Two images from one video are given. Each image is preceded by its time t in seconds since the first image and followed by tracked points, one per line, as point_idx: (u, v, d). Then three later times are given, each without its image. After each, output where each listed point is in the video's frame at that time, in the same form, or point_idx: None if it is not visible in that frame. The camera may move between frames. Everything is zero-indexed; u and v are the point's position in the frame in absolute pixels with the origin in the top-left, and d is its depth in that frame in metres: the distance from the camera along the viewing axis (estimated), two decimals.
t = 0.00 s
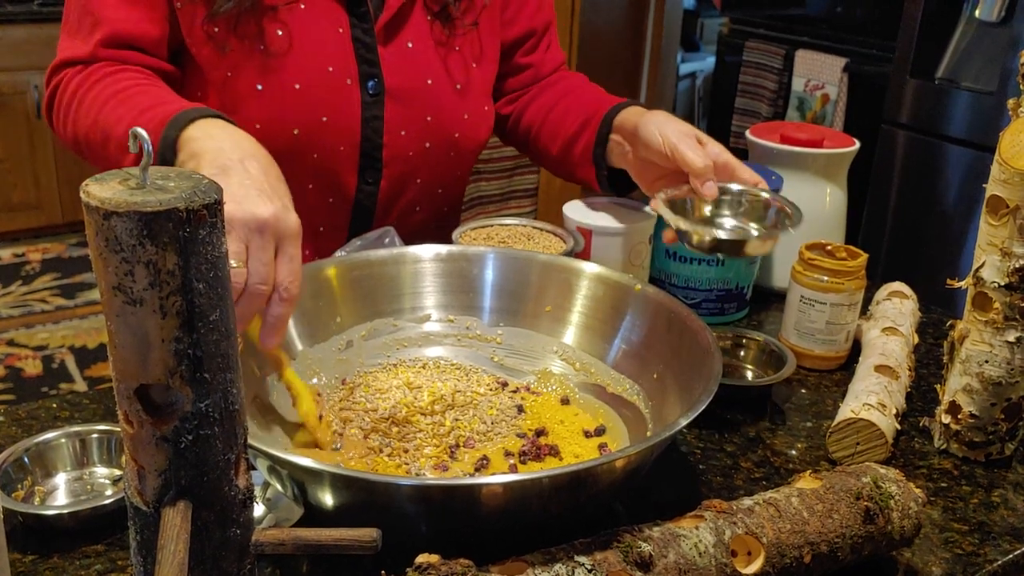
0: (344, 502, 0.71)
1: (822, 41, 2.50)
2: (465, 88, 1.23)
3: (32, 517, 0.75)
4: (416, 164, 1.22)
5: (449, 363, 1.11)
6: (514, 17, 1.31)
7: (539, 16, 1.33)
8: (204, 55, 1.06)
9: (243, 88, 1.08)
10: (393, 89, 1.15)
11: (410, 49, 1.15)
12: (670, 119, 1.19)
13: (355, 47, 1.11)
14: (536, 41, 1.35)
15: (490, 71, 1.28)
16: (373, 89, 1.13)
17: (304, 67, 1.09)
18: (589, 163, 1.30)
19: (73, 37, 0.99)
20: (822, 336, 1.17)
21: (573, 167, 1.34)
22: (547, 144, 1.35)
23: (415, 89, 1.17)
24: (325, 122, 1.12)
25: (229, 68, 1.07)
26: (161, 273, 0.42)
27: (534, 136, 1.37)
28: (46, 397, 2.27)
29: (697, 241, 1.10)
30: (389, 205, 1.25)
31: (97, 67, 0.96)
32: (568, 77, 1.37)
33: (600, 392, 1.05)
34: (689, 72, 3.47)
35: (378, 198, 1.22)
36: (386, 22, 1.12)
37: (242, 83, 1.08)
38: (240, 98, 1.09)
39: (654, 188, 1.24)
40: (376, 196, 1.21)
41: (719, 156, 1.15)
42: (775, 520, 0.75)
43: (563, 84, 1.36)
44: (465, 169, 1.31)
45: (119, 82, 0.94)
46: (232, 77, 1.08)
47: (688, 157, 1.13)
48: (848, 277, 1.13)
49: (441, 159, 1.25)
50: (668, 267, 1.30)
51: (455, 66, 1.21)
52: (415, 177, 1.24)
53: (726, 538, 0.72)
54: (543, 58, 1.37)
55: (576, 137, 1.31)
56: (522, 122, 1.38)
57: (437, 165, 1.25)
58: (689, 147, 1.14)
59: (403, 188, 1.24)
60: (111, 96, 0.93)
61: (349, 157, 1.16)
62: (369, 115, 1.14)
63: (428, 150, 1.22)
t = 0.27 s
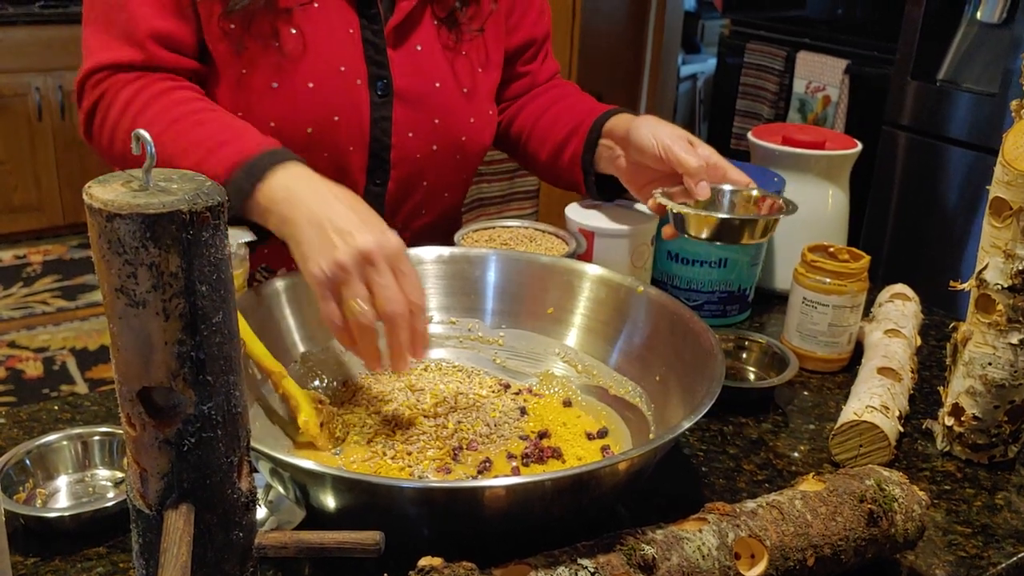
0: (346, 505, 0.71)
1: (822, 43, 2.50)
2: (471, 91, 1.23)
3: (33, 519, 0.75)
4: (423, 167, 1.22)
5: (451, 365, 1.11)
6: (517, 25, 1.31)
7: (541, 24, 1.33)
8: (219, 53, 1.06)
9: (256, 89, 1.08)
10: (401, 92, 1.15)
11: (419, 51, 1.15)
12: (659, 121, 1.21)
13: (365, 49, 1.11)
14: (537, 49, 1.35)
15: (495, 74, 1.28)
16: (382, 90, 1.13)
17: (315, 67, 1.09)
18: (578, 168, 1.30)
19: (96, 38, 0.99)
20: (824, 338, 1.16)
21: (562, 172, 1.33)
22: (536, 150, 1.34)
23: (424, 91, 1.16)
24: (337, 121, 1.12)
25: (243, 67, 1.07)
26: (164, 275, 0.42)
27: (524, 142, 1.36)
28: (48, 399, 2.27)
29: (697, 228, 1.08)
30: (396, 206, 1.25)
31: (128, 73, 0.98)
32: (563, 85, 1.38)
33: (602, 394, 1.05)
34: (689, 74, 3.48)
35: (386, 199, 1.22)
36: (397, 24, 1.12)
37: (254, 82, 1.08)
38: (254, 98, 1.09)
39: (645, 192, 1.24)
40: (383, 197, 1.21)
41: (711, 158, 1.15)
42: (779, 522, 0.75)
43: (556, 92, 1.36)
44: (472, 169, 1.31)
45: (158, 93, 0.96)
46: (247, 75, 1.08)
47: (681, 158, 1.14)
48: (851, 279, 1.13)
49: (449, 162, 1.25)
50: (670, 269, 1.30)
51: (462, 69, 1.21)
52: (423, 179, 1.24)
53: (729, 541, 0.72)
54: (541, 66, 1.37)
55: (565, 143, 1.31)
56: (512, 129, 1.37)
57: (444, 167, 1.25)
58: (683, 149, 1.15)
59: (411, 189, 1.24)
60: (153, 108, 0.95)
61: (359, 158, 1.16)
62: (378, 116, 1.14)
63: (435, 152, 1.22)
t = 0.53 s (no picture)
0: (346, 506, 0.71)
1: (823, 43, 2.50)
2: (483, 94, 1.24)
3: (33, 520, 0.75)
4: (436, 169, 1.23)
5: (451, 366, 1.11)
6: (520, 27, 1.32)
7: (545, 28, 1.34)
8: (251, 55, 1.05)
9: (280, 87, 1.07)
10: (417, 94, 1.15)
11: (434, 55, 1.16)
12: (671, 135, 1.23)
13: (380, 52, 1.11)
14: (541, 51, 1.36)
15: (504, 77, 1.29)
16: (398, 92, 1.13)
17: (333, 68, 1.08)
18: (578, 171, 1.31)
19: (129, 34, 0.97)
20: (825, 339, 1.16)
21: (561, 177, 1.35)
22: (535, 154, 1.37)
23: (438, 94, 1.17)
24: (360, 122, 1.12)
25: (270, 67, 1.06)
26: (164, 276, 0.42)
27: (524, 146, 1.38)
28: (47, 400, 2.26)
29: (703, 232, 1.07)
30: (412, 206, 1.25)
31: (161, 75, 0.97)
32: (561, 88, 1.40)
33: (603, 395, 1.04)
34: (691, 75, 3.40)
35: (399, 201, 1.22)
36: (413, 28, 1.13)
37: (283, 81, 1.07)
38: (279, 97, 1.08)
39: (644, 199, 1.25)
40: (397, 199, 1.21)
41: (715, 169, 1.17)
42: (781, 524, 0.75)
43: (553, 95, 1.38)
44: (482, 171, 1.32)
45: (194, 104, 0.96)
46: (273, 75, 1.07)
47: (688, 166, 1.17)
48: (852, 279, 1.13)
49: (460, 163, 1.25)
50: (670, 270, 1.30)
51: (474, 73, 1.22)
52: (436, 181, 1.24)
53: (731, 542, 0.72)
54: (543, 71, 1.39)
55: (565, 148, 1.33)
56: (511, 133, 1.39)
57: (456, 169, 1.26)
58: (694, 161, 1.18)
59: (424, 192, 1.24)
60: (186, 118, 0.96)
61: (377, 159, 1.16)
62: (395, 118, 1.14)
63: (448, 154, 1.23)
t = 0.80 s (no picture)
0: (344, 507, 0.71)
1: (822, 43, 2.50)
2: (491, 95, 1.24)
3: (30, 521, 0.75)
4: (443, 170, 1.23)
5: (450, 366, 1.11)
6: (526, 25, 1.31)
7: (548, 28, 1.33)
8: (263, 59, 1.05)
9: (290, 90, 1.07)
10: (424, 95, 1.15)
11: (442, 55, 1.16)
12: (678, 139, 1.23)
13: (391, 52, 1.11)
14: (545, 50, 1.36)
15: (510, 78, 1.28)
16: (407, 93, 1.13)
17: (345, 68, 1.08)
18: (582, 172, 1.31)
19: (139, 37, 0.96)
20: (824, 339, 1.16)
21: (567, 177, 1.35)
22: (540, 155, 1.37)
23: (445, 95, 1.17)
24: (368, 123, 1.12)
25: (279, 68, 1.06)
26: (161, 276, 0.41)
27: (529, 146, 1.38)
28: (46, 400, 2.26)
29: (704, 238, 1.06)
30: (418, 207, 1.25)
31: (169, 79, 0.96)
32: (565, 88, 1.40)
33: (602, 396, 1.04)
34: (688, 75, 3.45)
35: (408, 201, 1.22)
36: (422, 29, 1.13)
37: (291, 82, 1.07)
38: (295, 99, 1.08)
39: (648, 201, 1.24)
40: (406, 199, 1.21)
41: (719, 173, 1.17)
42: (779, 524, 0.74)
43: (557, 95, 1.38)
44: (488, 172, 1.31)
45: (201, 110, 0.96)
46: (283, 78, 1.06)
47: (693, 170, 1.17)
48: (851, 280, 1.13)
49: (467, 164, 1.25)
50: (669, 271, 1.30)
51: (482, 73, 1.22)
52: (442, 181, 1.24)
53: (729, 543, 0.72)
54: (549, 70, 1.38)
55: (570, 148, 1.33)
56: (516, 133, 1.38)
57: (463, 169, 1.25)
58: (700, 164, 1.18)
59: (430, 194, 1.25)
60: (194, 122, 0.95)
61: (385, 159, 1.16)
62: (403, 119, 1.14)
63: (456, 155, 1.23)
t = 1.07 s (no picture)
0: (343, 507, 0.70)
1: (818, 43, 2.50)
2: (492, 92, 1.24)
3: (29, 521, 0.74)
4: (443, 167, 1.22)
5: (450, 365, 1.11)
6: (528, 15, 1.32)
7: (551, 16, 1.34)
8: (255, 58, 1.05)
9: (289, 91, 1.07)
10: (424, 93, 1.15)
11: (440, 52, 1.15)
12: (687, 135, 1.21)
13: (390, 51, 1.11)
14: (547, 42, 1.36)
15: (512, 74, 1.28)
16: (406, 92, 1.13)
17: (344, 67, 1.08)
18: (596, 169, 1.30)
19: (126, 38, 0.96)
20: (824, 338, 1.16)
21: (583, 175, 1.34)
22: (554, 150, 1.36)
23: (444, 93, 1.17)
24: (365, 124, 1.12)
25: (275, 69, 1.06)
26: (159, 276, 0.41)
27: (542, 142, 1.37)
28: (44, 399, 2.26)
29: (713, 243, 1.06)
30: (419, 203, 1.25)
31: (153, 81, 0.96)
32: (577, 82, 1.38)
33: (602, 395, 1.04)
34: (688, 75, 3.43)
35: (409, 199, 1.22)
36: (420, 27, 1.13)
37: (287, 83, 1.07)
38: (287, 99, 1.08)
39: (664, 199, 1.24)
40: (406, 198, 1.21)
41: (733, 169, 1.14)
42: (779, 524, 0.74)
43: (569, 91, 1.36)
44: (488, 169, 1.31)
45: (186, 109, 0.95)
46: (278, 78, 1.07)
47: (705, 172, 1.14)
48: (850, 280, 1.13)
49: (467, 163, 1.25)
50: (668, 270, 1.30)
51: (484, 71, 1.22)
52: (441, 179, 1.24)
53: (730, 543, 0.72)
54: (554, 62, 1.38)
55: (583, 144, 1.32)
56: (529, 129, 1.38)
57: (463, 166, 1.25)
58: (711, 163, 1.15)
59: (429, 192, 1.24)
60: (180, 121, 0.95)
61: (384, 159, 1.16)
62: (403, 118, 1.14)
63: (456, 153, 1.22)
